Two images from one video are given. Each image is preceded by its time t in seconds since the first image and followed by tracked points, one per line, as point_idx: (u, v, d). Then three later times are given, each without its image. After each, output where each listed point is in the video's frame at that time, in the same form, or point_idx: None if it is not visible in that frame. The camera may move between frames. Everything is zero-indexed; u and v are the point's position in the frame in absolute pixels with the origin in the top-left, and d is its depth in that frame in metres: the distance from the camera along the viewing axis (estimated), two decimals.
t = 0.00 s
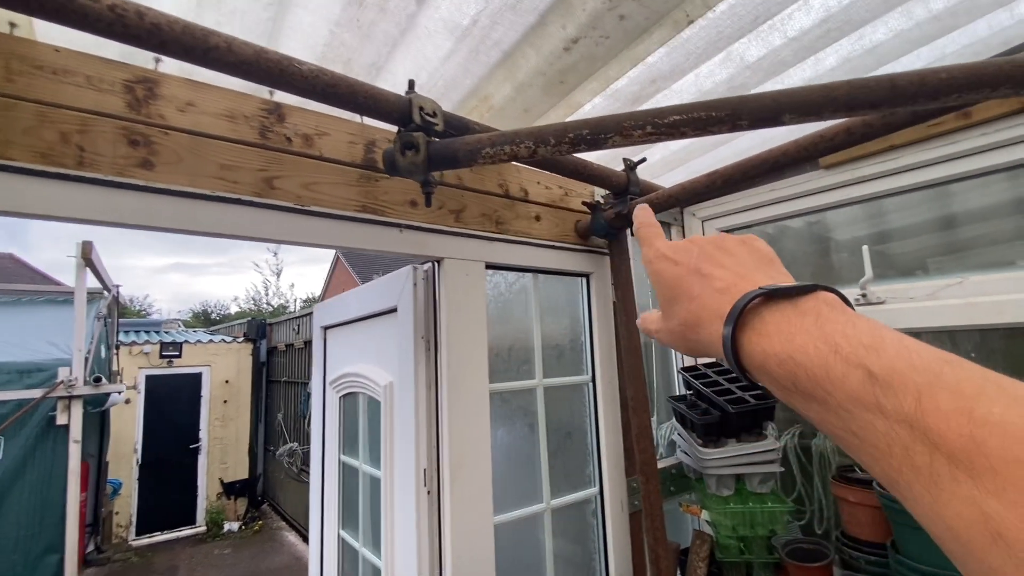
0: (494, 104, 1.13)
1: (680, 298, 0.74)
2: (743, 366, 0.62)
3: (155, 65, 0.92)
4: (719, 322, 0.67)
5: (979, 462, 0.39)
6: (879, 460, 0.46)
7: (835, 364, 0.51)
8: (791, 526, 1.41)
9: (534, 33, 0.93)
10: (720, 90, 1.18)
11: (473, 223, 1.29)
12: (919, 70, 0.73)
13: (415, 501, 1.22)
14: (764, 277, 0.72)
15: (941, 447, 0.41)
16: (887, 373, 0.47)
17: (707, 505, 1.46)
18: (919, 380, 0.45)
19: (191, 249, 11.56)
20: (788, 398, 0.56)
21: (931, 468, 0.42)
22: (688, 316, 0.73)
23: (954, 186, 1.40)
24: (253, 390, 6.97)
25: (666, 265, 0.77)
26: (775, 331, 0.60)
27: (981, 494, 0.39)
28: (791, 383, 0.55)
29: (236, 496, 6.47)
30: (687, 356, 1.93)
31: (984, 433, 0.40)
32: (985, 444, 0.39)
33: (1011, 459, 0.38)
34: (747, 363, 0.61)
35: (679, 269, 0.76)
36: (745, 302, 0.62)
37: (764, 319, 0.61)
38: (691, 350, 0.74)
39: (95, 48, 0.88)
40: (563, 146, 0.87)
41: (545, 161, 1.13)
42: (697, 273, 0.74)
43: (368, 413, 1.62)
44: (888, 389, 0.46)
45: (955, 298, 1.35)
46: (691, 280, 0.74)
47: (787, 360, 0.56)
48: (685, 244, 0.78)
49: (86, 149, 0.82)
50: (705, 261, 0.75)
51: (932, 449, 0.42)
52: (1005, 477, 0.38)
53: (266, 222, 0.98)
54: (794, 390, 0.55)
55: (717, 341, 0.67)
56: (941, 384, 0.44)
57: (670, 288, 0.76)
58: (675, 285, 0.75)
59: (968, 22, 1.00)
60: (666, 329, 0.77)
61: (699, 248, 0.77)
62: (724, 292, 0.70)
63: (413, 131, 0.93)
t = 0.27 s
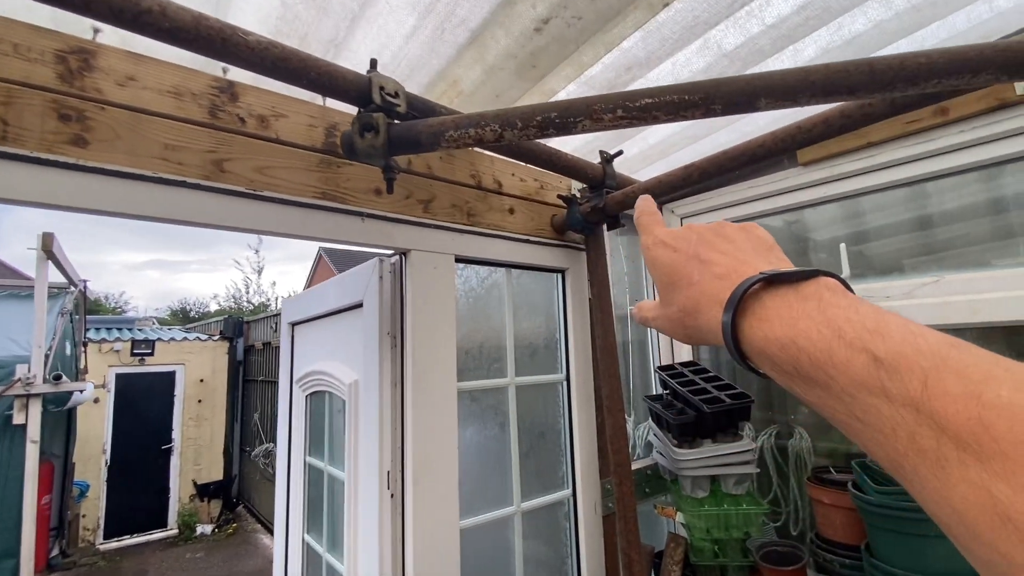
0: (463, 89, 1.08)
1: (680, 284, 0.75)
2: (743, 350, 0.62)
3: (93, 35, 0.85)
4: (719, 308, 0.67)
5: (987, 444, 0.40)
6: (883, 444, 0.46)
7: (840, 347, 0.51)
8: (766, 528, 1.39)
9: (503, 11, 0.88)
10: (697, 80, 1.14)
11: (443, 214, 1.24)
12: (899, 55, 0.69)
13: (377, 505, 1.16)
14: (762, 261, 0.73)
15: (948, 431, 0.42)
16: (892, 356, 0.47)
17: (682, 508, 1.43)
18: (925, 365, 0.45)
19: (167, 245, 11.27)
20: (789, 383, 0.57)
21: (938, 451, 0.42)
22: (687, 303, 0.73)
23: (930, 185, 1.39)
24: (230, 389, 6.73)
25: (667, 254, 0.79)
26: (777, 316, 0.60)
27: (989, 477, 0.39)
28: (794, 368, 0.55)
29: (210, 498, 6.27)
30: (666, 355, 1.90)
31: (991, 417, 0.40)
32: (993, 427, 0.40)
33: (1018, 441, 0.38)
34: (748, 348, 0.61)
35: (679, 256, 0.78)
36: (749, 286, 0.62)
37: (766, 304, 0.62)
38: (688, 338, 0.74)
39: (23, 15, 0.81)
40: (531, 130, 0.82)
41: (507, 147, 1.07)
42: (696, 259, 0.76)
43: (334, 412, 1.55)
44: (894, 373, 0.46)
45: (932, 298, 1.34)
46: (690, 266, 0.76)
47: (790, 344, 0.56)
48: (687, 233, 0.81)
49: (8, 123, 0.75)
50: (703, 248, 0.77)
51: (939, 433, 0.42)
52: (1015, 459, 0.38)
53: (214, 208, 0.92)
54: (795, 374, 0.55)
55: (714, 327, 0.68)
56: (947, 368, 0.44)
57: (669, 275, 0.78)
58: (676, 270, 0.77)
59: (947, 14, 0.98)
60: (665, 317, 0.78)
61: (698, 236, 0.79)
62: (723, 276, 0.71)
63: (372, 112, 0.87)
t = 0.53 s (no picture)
0: (423, 72, 1.02)
1: (645, 278, 0.70)
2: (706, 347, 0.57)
3: None
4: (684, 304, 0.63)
5: (948, 435, 0.36)
6: (844, 439, 0.42)
7: (801, 340, 0.47)
8: (734, 533, 1.37)
9: None
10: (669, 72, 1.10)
11: (402, 205, 1.17)
12: (876, 41, 0.65)
13: (326, 516, 1.08)
14: (728, 257, 0.69)
15: (908, 422, 0.38)
16: (854, 348, 0.43)
17: (649, 514, 1.40)
18: (886, 355, 0.41)
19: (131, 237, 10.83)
20: (753, 380, 0.52)
21: (898, 444, 0.38)
22: (652, 299, 0.68)
23: (899, 188, 1.39)
24: (195, 388, 6.37)
25: (632, 247, 0.74)
26: (739, 309, 0.55)
27: (952, 471, 0.35)
28: (757, 363, 0.51)
29: (172, 502, 5.96)
30: (637, 357, 1.87)
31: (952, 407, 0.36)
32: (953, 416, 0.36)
33: (981, 432, 0.34)
34: (710, 343, 0.56)
35: (643, 250, 0.73)
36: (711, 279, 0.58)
37: (729, 298, 0.57)
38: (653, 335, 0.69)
39: None
40: (489, 113, 0.76)
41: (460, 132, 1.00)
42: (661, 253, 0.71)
43: (287, 415, 1.46)
44: (854, 364, 0.42)
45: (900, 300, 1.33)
46: (654, 261, 0.71)
47: (752, 338, 0.52)
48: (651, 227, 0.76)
49: None
50: (667, 242, 0.73)
51: (900, 424, 0.38)
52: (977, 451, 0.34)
53: (141, 191, 0.83)
54: (758, 370, 0.51)
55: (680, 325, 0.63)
56: (907, 358, 0.40)
57: (633, 271, 0.73)
58: (641, 264, 0.72)
59: (921, 10, 0.96)
60: (630, 315, 0.73)
61: (663, 230, 0.75)
62: (690, 272, 0.66)
63: (318, 90, 0.80)
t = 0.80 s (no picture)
0: (385, 50, 0.95)
1: (616, 288, 0.66)
2: (690, 363, 0.54)
3: None
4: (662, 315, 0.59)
5: (965, 466, 0.33)
6: (851, 468, 0.39)
7: (795, 359, 0.44)
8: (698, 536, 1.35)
9: None
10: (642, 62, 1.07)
11: (360, 193, 1.09)
12: (858, 30, 0.63)
13: (269, 530, 0.99)
14: (701, 260, 0.66)
15: (919, 451, 0.35)
16: (852, 368, 0.40)
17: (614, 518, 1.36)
18: (888, 375, 0.39)
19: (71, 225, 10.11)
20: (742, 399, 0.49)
21: (911, 475, 0.35)
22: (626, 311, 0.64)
23: (861, 192, 1.41)
24: (143, 386, 5.91)
25: (600, 255, 0.70)
26: (724, 322, 0.52)
27: (969, 505, 0.33)
28: (747, 383, 0.48)
29: (112, 508, 5.58)
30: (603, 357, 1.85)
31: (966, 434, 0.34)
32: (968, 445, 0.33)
33: (998, 461, 0.32)
34: (695, 360, 0.53)
35: (611, 256, 0.69)
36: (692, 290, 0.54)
37: (711, 310, 0.54)
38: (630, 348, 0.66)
39: None
40: (453, 91, 0.70)
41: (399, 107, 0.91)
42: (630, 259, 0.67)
43: (232, 417, 1.36)
44: (855, 387, 0.39)
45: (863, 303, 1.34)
46: (624, 269, 0.66)
47: (740, 355, 0.49)
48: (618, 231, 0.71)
49: None
50: (638, 248, 0.68)
51: (911, 453, 0.36)
52: (994, 482, 0.32)
53: (53, 165, 0.72)
54: (749, 390, 0.48)
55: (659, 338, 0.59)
56: (910, 379, 0.38)
57: (604, 278, 0.68)
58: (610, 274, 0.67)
59: (892, 10, 0.96)
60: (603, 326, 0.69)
61: (631, 232, 0.70)
62: (663, 280, 0.62)
63: (263, 58, 0.72)
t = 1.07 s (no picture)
0: (372, 38, 0.91)
1: (608, 294, 0.64)
2: (682, 368, 0.53)
3: None
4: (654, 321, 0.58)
5: (961, 469, 0.33)
6: (847, 473, 0.39)
7: (788, 363, 0.43)
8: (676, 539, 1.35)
9: None
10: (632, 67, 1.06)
11: (340, 186, 1.04)
12: (858, 41, 0.64)
13: (234, 547, 0.92)
14: (694, 264, 0.65)
15: (915, 454, 0.35)
16: (847, 371, 0.40)
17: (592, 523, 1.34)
18: (882, 377, 0.38)
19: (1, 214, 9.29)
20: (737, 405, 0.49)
21: (908, 480, 0.35)
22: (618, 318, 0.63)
23: (829, 204, 1.46)
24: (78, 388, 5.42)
25: (588, 258, 0.67)
26: (716, 326, 0.51)
27: (966, 508, 0.32)
28: (741, 387, 0.47)
29: (43, 521, 5.03)
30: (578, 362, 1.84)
31: (962, 437, 0.33)
32: (964, 448, 0.33)
33: (993, 463, 0.32)
34: (687, 365, 0.53)
35: (601, 260, 0.66)
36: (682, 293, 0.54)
37: (702, 313, 0.53)
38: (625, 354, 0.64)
39: None
40: (453, 82, 0.67)
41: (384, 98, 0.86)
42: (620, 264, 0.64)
43: (190, 423, 1.27)
44: (850, 391, 0.39)
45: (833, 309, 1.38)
46: (615, 274, 0.64)
47: (733, 360, 0.48)
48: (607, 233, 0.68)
49: None
50: (628, 250, 0.65)
51: (906, 457, 0.35)
52: (989, 485, 0.32)
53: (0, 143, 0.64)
54: (744, 395, 0.47)
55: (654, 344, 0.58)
56: (904, 381, 0.38)
57: (595, 283, 0.65)
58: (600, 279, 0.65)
59: (872, 28, 0.99)
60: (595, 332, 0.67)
61: (620, 235, 0.68)
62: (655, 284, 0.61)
63: (244, 36, 0.66)
